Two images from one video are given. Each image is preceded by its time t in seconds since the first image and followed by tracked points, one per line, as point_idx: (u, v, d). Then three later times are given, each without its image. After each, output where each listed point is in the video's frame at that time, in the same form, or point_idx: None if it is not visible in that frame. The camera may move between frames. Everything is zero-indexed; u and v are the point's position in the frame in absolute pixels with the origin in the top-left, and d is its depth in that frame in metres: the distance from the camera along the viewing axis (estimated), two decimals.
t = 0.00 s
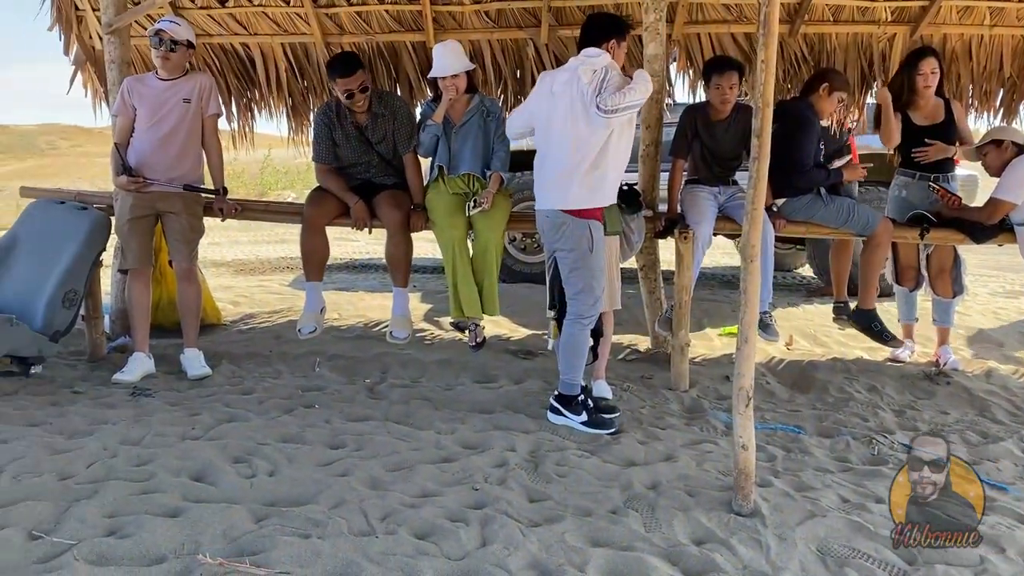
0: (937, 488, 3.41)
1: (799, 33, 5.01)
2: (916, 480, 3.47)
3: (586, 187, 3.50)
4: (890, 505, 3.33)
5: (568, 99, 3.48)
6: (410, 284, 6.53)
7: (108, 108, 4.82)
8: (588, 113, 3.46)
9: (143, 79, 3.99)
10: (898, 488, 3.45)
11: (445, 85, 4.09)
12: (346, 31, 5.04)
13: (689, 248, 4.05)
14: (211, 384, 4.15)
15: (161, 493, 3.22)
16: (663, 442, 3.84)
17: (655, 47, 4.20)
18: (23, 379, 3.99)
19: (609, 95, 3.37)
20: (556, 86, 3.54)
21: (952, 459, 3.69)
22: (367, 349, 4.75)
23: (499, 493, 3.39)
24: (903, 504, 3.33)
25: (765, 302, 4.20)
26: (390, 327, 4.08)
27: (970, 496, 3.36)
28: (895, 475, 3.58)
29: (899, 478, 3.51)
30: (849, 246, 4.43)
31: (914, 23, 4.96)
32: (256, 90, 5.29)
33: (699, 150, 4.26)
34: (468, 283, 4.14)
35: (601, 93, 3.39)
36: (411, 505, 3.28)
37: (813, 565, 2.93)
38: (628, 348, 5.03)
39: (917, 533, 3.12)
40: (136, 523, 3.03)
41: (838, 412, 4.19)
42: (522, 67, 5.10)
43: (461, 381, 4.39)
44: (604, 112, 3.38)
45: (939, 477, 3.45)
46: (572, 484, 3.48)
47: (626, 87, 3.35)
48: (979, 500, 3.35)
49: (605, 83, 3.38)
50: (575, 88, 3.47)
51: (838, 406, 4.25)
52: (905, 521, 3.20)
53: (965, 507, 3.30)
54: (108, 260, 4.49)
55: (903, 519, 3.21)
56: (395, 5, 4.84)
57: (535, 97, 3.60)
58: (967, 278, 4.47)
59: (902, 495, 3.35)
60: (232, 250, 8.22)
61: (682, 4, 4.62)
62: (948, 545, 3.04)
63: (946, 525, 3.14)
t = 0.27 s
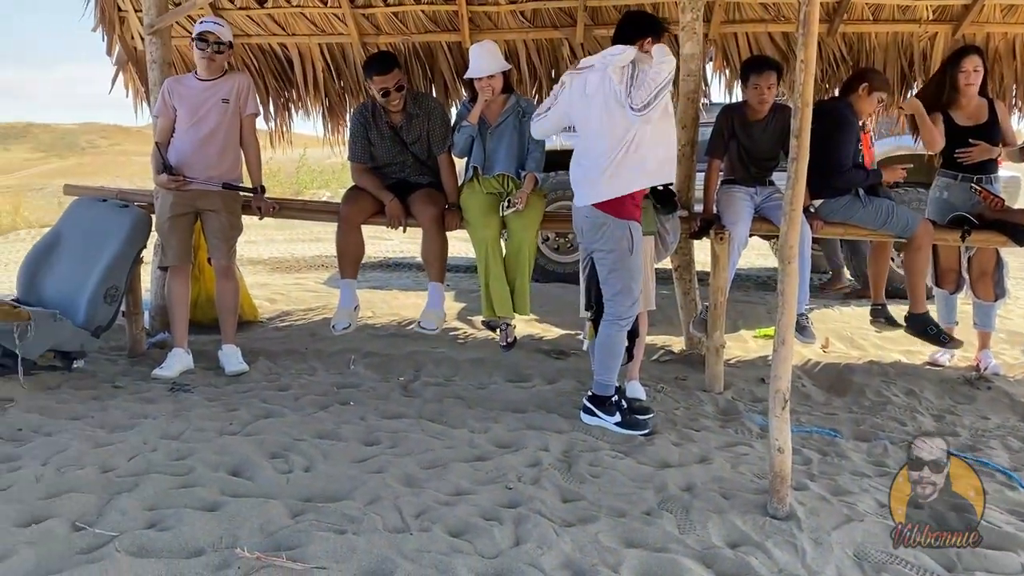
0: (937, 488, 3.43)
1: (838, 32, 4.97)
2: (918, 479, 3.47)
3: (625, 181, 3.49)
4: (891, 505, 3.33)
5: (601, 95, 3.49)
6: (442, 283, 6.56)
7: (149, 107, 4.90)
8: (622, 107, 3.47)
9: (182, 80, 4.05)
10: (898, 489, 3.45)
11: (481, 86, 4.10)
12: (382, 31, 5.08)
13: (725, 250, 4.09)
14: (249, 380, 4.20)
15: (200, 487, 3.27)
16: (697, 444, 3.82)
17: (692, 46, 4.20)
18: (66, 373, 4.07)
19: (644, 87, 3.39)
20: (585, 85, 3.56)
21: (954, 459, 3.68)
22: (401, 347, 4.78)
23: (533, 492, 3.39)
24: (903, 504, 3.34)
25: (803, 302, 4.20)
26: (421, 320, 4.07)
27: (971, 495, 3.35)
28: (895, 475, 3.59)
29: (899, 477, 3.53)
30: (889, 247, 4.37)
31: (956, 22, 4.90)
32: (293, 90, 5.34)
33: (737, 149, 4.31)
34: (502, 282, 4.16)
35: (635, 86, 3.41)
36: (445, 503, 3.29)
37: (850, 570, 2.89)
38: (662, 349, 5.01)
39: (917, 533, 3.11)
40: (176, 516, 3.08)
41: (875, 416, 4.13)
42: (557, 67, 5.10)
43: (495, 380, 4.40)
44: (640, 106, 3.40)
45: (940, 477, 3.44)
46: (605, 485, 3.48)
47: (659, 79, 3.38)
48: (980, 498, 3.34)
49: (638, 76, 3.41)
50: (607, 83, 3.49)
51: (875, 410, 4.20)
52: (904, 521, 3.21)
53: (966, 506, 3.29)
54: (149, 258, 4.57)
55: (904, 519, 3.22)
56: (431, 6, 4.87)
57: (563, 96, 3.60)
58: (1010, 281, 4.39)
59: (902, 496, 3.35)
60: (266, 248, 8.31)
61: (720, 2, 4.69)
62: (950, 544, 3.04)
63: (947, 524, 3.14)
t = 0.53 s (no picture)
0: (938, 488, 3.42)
1: (875, 32, 4.92)
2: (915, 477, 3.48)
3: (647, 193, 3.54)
4: (891, 505, 3.32)
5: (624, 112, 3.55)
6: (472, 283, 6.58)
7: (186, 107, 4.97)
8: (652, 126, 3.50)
9: (217, 80, 4.09)
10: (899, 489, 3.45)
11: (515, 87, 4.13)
12: (416, 32, 5.11)
13: (759, 252, 4.07)
14: (282, 377, 4.25)
15: (235, 483, 3.31)
16: (729, 447, 3.80)
17: (727, 47, 4.24)
18: (104, 368, 4.14)
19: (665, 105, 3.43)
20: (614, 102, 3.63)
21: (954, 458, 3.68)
22: (432, 346, 4.80)
23: (564, 493, 3.39)
24: (903, 504, 3.34)
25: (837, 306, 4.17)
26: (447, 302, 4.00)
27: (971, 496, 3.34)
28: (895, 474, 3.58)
29: (899, 477, 3.52)
30: (926, 250, 4.32)
31: (996, 22, 4.83)
32: (327, 90, 5.39)
33: (772, 151, 4.33)
34: (533, 280, 4.16)
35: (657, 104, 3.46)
36: (477, 502, 3.30)
37: None
38: (694, 351, 4.99)
39: (917, 533, 3.11)
40: (212, 511, 3.11)
41: (911, 421, 4.08)
42: (590, 68, 5.08)
43: (525, 380, 4.40)
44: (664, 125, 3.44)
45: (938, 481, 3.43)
46: (637, 487, 3.47)
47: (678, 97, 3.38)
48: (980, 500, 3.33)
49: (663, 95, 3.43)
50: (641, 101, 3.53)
51: (911, 415, 4.14)
52: (904, 521, 3.20)
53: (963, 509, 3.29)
54: (185, 256, 4.63)
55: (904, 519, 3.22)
56: (465, 6, 4.89)
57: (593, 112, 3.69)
58: None
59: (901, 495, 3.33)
60: (298, 247, 8.38)
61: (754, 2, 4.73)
62: (949, 544, 3.04)
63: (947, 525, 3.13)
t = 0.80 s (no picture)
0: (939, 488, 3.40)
1: (912, 32, 4.88)
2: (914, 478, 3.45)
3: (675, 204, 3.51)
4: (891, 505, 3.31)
5: (647, 120, 3.55)
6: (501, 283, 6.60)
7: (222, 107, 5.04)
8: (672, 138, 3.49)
9: (253, 81, 4.13)
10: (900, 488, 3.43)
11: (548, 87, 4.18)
12: (448, 33, 5.16)
13: (792, 252, 4.04)
14: (315, 374, 4.29)
15: (269, 478, 3.35)
16: (761, 450, 3.78)
17: (761, 47, 4.24)
18: (140, 364, 4.21)
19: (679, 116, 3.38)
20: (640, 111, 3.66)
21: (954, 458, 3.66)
22: (462, 345, 4.82)
23: (595, 493, 3.39)
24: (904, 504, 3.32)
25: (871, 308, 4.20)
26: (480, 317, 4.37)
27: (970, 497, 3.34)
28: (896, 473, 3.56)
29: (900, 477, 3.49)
30: (962, 253, 4.29)
31: None
32: (360, 90, 5.43)
33: (806, 152, 4.33)
34: (564, 279, 4.21)
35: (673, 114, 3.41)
36: (508, 501, 3.31)
37: None
38: (725, 353, 4.98)
39: (918, 533, 3.10)
40: (247, 506, 3.15)
41: (946, 426, 4.03)
42: (622, 67, 5.09)
43: (555, 380, 4.41)
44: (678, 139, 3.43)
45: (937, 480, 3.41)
46: (668, 488, 3.46)
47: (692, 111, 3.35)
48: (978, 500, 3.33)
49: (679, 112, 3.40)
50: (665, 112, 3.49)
51: (946, 420, 4.09)
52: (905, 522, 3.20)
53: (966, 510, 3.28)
54: (221, 253, 4.70)
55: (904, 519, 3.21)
56: (498, 7, 4.92)
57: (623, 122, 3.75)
58: None
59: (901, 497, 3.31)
60: (327, 245, 8.46)
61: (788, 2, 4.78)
62: (949, 545, 3.05)
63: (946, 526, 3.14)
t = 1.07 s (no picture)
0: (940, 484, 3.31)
1: (951, 33, 4.84)
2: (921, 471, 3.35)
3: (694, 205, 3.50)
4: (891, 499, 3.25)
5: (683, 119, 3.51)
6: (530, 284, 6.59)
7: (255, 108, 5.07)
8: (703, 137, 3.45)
9: (288, 81, 4.18)
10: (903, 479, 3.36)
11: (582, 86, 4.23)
12: (481, 34, 5.17)
13: (827, 257, 4.08)
14: (347, 373, 4.31)
15: (303, 477, 3.36)
16: (796, 455, 3.75)
17: (797, 48, 4.25)
18: (175, 362, 4.25)
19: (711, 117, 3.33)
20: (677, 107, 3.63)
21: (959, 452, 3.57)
22: (492, 346, 4.82)
23: (628, 497, 3.37)
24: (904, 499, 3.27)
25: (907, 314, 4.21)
26: (508, 322, 4.27)
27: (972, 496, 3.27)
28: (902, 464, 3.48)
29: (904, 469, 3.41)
30: (1001, 260, 4.33)
31: None
32: (392, 91, 5.46)
33: (841, 155, 4.29)
34: (595, 282, 4.18)
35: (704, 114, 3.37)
36: (540, 503, 3.30)
37: None
38: (758, 357, 4.95)
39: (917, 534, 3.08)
40: (281, 504, 3.17)
41: (985, 434, 3.97)
42: (655, 67, 5.13)
43: (586, 382, 4.39)
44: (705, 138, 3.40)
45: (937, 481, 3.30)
46: (702, 493, 3.43)
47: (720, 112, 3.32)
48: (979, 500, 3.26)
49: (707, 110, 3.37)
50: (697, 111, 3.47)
51: (985, 428, 4.03)
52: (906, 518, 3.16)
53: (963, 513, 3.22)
54: (254, 252, 4.74)
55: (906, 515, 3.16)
56: (530, 8, 4.93)
57: (659, 115, 3.73)
58: None
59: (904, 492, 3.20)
60: (356, 245, 8.49)
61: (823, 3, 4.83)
62: (949, 546, 3.03)
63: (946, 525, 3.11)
